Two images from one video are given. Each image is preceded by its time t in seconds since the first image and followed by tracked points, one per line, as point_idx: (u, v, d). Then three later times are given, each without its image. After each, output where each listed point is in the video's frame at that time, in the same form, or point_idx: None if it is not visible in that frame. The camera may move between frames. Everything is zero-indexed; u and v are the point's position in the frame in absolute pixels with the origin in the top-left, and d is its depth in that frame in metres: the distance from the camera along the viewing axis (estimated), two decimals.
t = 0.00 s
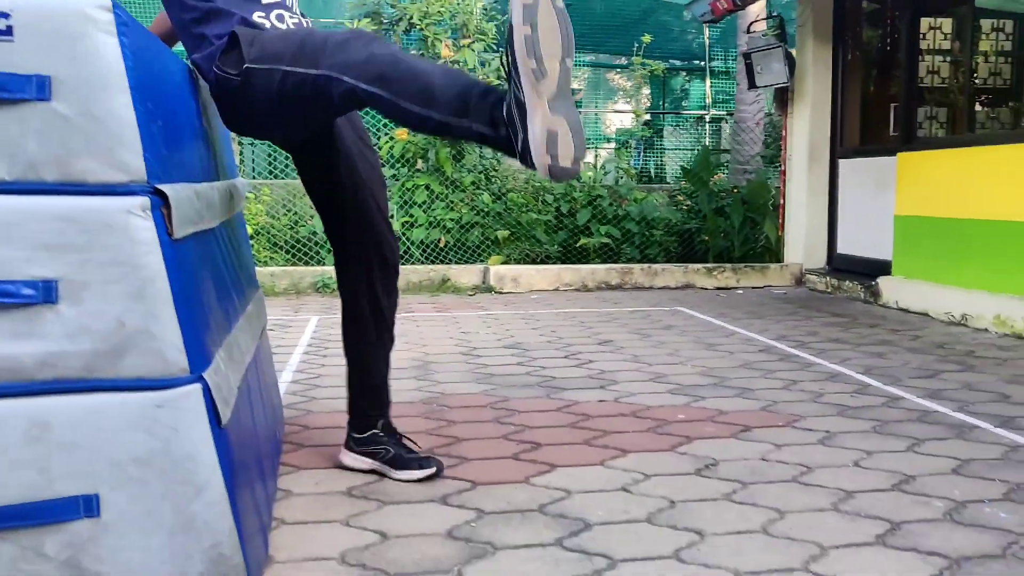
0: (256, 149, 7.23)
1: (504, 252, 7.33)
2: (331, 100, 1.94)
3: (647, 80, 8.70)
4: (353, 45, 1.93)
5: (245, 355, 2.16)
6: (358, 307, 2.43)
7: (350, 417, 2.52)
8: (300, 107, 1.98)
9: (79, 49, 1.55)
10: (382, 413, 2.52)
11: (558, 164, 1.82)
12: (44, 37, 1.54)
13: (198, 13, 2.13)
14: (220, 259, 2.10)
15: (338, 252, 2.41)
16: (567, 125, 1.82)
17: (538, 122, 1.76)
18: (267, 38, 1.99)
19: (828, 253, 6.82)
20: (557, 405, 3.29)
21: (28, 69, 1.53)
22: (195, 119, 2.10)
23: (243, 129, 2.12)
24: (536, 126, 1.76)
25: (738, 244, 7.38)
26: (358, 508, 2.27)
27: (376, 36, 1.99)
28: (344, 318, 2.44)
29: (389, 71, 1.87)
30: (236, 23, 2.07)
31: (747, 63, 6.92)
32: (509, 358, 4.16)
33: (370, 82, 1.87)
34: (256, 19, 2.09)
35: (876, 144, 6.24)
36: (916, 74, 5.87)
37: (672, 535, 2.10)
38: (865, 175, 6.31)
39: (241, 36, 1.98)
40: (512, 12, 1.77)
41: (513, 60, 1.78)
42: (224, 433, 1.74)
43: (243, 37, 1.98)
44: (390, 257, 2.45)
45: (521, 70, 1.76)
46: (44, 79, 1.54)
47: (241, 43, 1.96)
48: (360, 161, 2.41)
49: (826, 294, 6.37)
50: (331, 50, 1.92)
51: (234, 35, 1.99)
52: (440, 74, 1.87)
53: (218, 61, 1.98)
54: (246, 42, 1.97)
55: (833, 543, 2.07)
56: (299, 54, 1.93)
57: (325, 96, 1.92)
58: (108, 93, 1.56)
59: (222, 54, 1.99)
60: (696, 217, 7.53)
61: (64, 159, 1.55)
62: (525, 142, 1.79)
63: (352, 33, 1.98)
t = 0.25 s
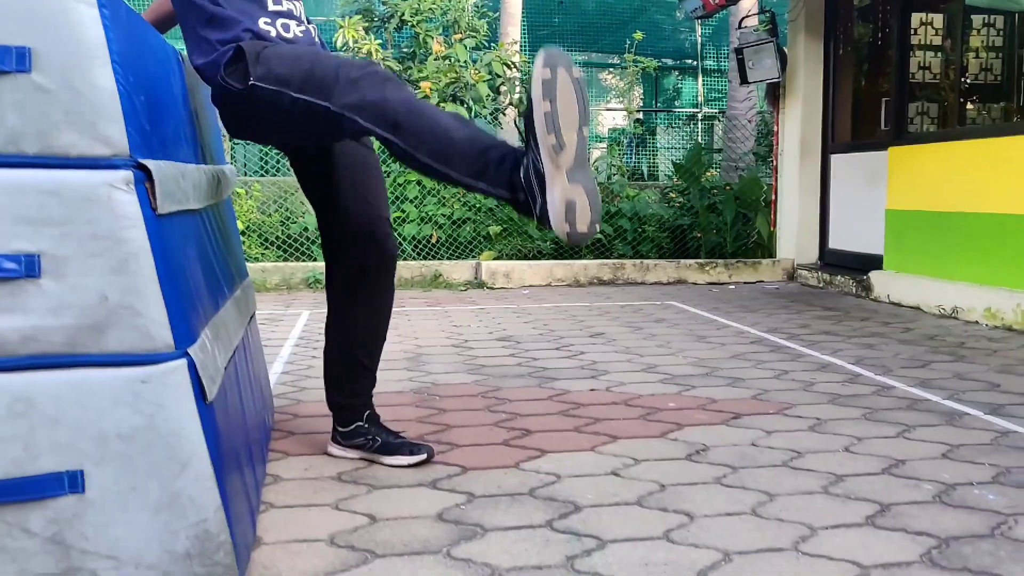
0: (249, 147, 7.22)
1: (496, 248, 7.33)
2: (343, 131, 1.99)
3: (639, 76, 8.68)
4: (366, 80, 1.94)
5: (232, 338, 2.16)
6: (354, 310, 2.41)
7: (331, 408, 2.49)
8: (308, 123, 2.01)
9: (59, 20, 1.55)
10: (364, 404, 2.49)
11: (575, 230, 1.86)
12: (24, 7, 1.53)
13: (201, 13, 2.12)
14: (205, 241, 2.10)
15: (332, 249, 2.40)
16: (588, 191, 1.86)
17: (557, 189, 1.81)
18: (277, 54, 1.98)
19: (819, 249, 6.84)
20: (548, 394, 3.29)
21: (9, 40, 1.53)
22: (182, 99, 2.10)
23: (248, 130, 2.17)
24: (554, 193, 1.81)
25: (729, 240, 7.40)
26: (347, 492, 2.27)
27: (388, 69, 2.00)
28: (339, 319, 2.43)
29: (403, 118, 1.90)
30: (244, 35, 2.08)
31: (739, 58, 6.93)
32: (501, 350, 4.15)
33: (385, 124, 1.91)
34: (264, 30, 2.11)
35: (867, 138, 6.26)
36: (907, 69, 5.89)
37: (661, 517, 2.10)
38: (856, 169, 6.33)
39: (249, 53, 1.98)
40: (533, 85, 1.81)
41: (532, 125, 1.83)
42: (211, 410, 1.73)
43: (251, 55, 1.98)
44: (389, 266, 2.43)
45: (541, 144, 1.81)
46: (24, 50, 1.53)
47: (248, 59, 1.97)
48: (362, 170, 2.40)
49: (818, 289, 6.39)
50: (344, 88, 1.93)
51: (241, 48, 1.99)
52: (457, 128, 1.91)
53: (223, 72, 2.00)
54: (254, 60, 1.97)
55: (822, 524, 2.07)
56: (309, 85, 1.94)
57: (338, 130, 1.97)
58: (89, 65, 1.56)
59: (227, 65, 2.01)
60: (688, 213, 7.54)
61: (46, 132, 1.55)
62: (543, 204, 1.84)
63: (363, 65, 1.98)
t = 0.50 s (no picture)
0: (244, 144, 7.22)
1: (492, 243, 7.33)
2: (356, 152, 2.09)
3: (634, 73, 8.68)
4: (376, 104, 2.04)
5: (224, 322, 2.14)
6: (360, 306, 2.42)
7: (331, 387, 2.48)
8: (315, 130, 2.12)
9: None
10: (361, 389, 2.47)
11: (580, 286, 1.94)
12: None
13: (207, 14, 2.22)
14: (198, 225, 2.09)
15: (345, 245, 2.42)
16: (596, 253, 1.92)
17: (562, 251, 1.89)
18: (288, 65, 2.10)
19: (815, 244, 6.85)
20: (543, 383, 3.30)
21: None
22: (173, 82, 2.09)
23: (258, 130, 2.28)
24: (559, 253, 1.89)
25: (725, 236, 7.41)
26: (340, 477, 2.26)
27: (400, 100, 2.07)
28: (346, 314, 2.44)
29: (413, 158, 1.97)
30: (248, 35, 2.19)
31: (735, 53, 6.92)
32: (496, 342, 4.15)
33: (393, 150, 1.99)
34: (267, 29, 2.22)
35: (862, 133, 6.27)
36: (903, 64, 5.90)
37: (654, 501, 2.10)
38: (851, 164, 6.34)
39: (255, 59, 2.10)
40: (545, 153, 1.87)
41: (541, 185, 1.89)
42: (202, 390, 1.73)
43: (257, 60, 2.10)
44: (401, 283, 2.44)
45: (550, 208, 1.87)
46: (12, 26, 1.53)
47: (253, 64, 2.09)
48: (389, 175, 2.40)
49: (813, 284, 6.40)
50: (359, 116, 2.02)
51: (246, 54, 2.10)
52: (468, 177, 1.97)
53: (228, 75, 2.13)
54: (260, 65, 2.09)
55: (816, 508, 2.07)
56: (318, 101, 2.07)
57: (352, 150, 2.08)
58: (78, 41, 1.55)
59: (234, 67, 2.13)
60: (684, 209, 7.53)
61: (34, 108, 1.54)
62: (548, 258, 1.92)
63: (374, 89, 2.08)
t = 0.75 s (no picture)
0: (238, 142, 7.21)
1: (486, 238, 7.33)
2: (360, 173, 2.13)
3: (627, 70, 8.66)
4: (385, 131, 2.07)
5: (215, 307, 2.13)
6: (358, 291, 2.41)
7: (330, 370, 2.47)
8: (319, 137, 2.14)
9: None
10: (360, 377, 2.46)
11: (566, 339, 2.08)
12: None
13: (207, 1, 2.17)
14: (188, 210, 2.08)
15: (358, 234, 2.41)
16: (586, 312, 2.05)
17: (556, 312, 2.00)
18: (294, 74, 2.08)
19: (809, 238, 6.87)
20: (537, 373, 3.29)
21: None
22: (162, 66, 2.08)
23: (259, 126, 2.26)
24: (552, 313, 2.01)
25: (720, 230, 7.42)
26: (333, 463, 2.26)
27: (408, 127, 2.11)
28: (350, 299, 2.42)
29: (421, 198, 2.04)
30: (246, 30, 2.15)
31: (728, 48, 6.93)
32: (490, 334, 4.15)
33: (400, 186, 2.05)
34: (265, 21, 2.16)
35: (855, 125, 6.29)
36: (895, 57, 5.90)
37: (647, 483, 2.09)
38: (844, 157, 6.35)
39: (258, 63, 2.07)
40: (551, 228, 1.93)
41: (546, 250, 1.97)
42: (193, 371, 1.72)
43: (259, 64, 2.07)
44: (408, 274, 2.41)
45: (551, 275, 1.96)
46: None
47: (255, 67, 2.07)
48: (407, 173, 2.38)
49: (808, 277, 6.42)
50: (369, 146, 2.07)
51: (246, 56, 2.07)
52: (474, 225, 2.05)
53: (228, 73, 2.10)
54: (261, 69, 2.07)
55: (809, 489, 2.07)
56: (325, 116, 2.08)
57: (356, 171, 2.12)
58: (66, 20, 1.55)
59: (234, 65, 2.10)
60: (678, 205, 7.53)
61: (21, 86, 1.53)
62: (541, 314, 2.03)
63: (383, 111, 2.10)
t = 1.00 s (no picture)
0: (231, 141, 7.19)
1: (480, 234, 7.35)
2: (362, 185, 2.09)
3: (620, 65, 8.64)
4: (388, 146, 2.01)
5: (207, 293, 2.13)
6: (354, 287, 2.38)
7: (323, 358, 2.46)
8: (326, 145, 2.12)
9: None
10: (354, 365, 2.45)
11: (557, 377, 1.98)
12: None
13: None
14: (179, 197, 2.07)
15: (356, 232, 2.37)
16: (574, 352, 1.95)
17: (543, 351, 1.90)
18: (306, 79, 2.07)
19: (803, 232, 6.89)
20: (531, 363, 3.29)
21: None
22: (152, 53, 2.08)
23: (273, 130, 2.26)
24: (540, 352, 1.90)
25: (713, 225, 7.43)
26: (326, 450, 2.25)
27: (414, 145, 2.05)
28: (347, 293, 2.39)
29: (417, 216, 1.97)
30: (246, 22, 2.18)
31: (721, 42, 6.92)
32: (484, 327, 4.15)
33: (395, 205, 1.98)
34: (266, 13, 2.19)
35: (848, 118, 6.29)
36: (888, 51, 5.87)
37: (640, 468, 2.09)
38: (837, 150, 6.36)
39: (266, 64, 2.08)
40: (544, 269, 1.83)
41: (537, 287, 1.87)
42: (185, 354, 1.72)
43: (268, 66, 2.08)
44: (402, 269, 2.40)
45: (541, 315, 1.86)
46: None
47: (265, 67, 2.08)
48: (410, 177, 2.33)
49: (801, 270, 6.44)
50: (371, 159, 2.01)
51: (254, 56, 2.08)
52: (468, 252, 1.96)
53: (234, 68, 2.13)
54: (271, 69, 2.08)
55: (801, 472, 2.07)
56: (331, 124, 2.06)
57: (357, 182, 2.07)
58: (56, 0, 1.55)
59: (242, 63, 2.11)
60: (671, 200, 7.54)
61: (10, 66, 1.52)
62: (529, 351, 1.92)
63: (391, 126, 2.04)
